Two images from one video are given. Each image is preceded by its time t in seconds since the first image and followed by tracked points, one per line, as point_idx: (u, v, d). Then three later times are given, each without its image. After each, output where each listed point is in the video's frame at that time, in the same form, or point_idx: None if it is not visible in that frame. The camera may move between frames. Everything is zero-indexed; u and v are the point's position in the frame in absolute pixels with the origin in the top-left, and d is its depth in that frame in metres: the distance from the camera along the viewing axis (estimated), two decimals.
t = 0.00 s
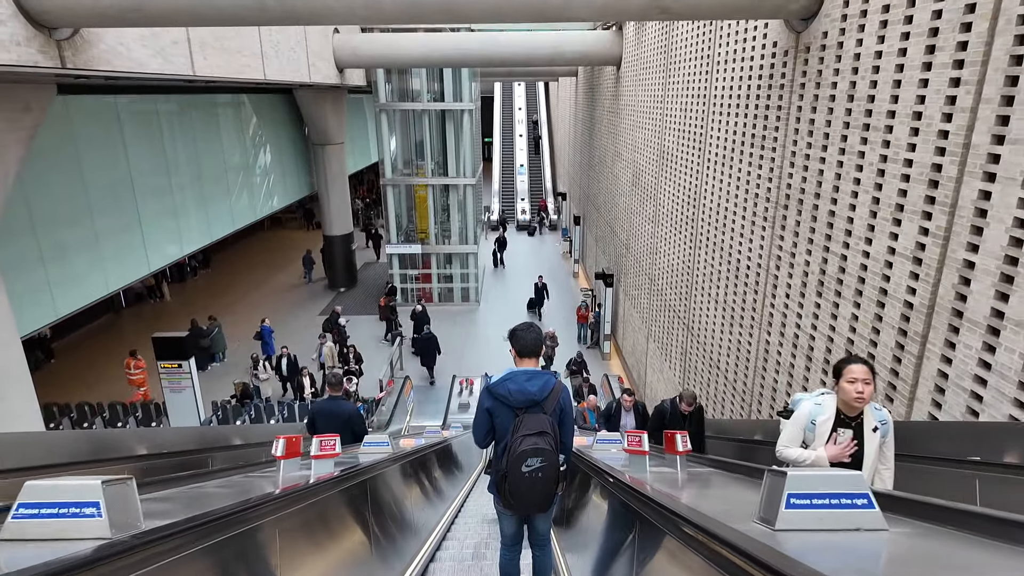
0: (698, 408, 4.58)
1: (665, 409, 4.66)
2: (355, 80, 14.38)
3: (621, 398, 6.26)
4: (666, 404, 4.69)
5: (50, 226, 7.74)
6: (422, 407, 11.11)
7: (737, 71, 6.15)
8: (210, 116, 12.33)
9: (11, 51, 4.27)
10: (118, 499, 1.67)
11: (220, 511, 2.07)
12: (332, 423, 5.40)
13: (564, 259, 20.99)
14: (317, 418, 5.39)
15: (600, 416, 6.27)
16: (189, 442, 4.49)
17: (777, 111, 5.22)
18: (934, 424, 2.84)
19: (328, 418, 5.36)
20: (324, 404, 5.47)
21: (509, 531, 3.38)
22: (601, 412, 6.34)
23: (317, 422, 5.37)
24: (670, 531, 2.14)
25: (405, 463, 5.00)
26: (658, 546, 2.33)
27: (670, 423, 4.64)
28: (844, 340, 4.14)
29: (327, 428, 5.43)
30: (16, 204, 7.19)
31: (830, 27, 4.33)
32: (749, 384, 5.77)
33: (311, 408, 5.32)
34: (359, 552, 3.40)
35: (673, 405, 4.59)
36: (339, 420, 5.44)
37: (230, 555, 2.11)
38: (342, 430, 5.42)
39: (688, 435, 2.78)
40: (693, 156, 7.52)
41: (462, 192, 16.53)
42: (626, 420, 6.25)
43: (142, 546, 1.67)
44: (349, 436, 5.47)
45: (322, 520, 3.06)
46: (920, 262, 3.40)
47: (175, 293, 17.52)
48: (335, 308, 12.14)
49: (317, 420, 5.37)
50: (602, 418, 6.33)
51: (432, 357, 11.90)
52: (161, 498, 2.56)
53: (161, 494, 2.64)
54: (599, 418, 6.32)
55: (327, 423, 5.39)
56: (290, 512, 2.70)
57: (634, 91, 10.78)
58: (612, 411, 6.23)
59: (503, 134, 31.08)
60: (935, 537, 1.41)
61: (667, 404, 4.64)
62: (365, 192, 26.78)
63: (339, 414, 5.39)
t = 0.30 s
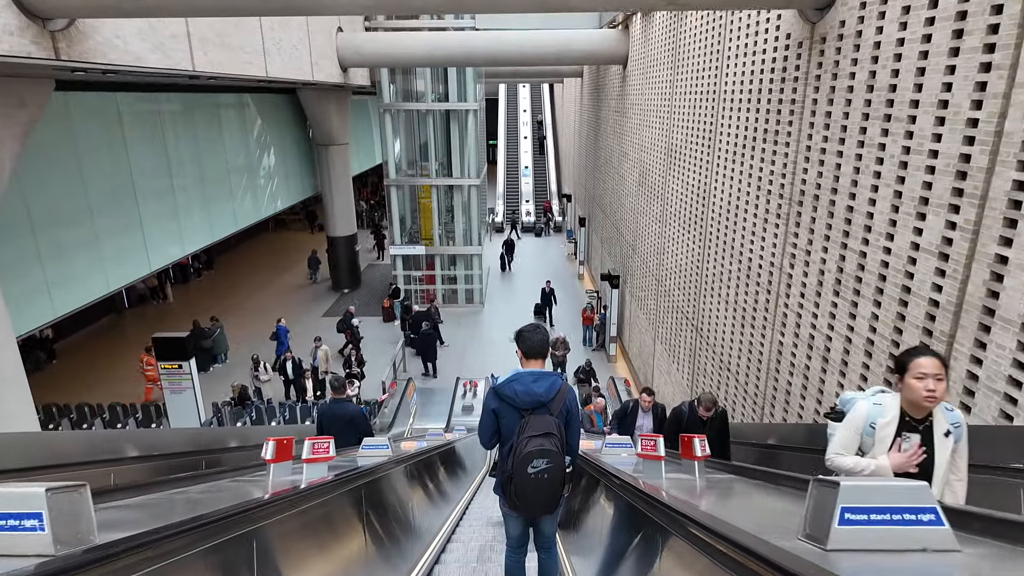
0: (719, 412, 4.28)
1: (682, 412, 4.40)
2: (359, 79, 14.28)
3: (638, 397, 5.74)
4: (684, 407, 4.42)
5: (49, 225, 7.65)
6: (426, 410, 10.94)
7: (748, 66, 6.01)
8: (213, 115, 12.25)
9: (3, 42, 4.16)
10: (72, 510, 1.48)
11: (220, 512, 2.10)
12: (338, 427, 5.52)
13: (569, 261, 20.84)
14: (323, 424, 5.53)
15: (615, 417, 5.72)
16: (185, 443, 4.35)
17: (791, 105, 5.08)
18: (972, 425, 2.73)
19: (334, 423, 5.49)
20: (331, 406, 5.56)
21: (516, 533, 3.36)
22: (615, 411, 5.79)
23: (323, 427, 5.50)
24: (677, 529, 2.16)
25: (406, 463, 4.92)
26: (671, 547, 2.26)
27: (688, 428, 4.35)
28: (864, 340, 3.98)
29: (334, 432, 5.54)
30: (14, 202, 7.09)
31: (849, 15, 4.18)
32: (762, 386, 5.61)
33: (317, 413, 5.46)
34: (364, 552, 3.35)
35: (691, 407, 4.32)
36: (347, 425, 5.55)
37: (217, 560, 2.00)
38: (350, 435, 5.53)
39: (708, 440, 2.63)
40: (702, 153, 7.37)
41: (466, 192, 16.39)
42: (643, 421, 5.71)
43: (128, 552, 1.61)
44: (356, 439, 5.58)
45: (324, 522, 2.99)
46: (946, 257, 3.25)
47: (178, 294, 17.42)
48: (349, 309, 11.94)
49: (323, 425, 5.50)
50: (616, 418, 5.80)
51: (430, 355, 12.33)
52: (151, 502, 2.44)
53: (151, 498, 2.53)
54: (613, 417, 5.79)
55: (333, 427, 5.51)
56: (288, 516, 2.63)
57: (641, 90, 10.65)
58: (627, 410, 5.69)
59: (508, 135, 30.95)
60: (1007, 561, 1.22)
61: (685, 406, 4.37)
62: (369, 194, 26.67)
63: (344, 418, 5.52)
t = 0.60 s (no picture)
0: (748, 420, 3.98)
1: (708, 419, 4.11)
2: (372, 79, 14.23)
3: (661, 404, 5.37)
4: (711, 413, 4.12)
5: (61, 224, 7.64)
6: (436, 412, 10.81)
7: (769, 60, 5.83)
8: (227, 116, 12.27)
9: (9, 33, 4.09)
10: (9, 522, 1.29)
11: (224, 516, 2.10)
12: (354, 430, 5.54)
13: (583, 263, 20.65)
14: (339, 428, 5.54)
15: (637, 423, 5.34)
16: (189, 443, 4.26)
17: (815, 99, 4.90)
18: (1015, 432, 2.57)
19: (350, 425, 5.51)
20: (345, 408, 5.59)
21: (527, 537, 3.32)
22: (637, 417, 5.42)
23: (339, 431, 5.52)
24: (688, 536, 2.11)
25: (416, 466, 4.89)
26: (689, 556, 2.16)
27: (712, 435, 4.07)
28: (896, 342, 3.79)
29: (350, 435, 5.55)
30: (26, 200, 7.09)
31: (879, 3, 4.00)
32: (784, 391, 5.41)
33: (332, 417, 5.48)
34: (369, 556, 3.34)
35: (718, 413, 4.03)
36: (362, 427, 5.56)
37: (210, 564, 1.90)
38: (366, 437, 5.54)
39: (735, 448, 2.49)
40: (721, 152, 7.18)
41: (479, 193, 16.27)
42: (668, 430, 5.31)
43: (109, 559, 1.51)
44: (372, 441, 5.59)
45: (331, 526, 2.97)
46: (987, 255, 3.06)
47: (191, 294, 17.48)
48: (371, 308, 11.77)
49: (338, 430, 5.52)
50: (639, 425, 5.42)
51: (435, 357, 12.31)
52: (150, 506, 2.35)
53: (152, 502, 2.44)
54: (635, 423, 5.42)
55: (349, 430, 5.53)
56: (294, 518, 2.62)
57: (657, 88, 10.46)
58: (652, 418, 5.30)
59: (522, 137, 30.81)
60: None
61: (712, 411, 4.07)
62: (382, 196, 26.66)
63: (359, 419, 5.54)
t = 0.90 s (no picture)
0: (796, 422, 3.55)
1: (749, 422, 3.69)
2: (397, 80, 14.24)
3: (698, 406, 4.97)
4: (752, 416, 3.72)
5: (88, 221, 7.72)
6: (455, 415, 10.70)
7: (805, 54, 5.58)
8: (254, 116, 12.38)
9: (32, 25, 4.09)
10: None
11: (241, 515, 2.03)
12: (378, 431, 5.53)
13: (606, 267, 20.41)
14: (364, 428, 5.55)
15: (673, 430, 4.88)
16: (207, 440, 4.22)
17: (855, 92, 4.66)
18: None
19: (374, 425, 5.51)
20: (368, 409, 5.57)
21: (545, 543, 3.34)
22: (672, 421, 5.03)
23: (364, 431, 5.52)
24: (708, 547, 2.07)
25: (438, 467, 4.88)
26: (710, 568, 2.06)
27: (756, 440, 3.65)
28: (944, 348, 3.54)
29: (375, 435, 5.54)
30: (54, 196, 7.18)
31: None
32: (818, 398, 5.15)
33: (356, 417, 5.48)
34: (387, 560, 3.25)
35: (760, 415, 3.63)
36: (386, 426, 5.54)
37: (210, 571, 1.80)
38: (390, 437, 5.53)
39: (774, 457, 2.31)
40: (752, 150, 6.93)
41: (502, 195, 16.15)
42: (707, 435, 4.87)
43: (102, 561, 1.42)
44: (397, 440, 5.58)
45: (348, 527, 2.88)
46: None
47: (216, 294, 17.68)
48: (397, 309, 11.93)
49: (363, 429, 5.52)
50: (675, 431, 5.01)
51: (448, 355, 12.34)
52: (158, 503, 2.28)
53: (160, 499, 2.36)
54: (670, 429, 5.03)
55: (374, 430, 5.53)
56: (309, 518, 2.53)
57: (685, 88, 10.22)
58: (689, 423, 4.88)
59: (546, 140, 30.65)
60: None
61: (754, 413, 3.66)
62: (405, 199, 26.70)
63: (383, 419, 5.51)
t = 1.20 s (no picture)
0: (851, 430, 3.09)
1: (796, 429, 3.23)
2: (418, 80, 14.19)
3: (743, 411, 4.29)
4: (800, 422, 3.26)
5: (111, 218, 7.77)
6: (473, 417, 10.56)
7: (840, 46, 5.36)
8: (277, 116, 12.44)
9: (50, 17, 4.06)
10: None
11: (242, 514, 1.95)
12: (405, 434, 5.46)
13: (628, 269, 20.13)
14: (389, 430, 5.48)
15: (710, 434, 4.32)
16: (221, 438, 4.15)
17: (895, 83, 4.44)
18: None
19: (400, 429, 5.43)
20: (399, 409, 5.56)
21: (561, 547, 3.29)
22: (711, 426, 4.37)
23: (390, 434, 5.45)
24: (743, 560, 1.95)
25: (457, 469, 4.81)
26: None
27: (803, 449, 3.20)
28: (994, 354, 3.31)
29: (399, 437, 5.48)
30: (76, 192, 7.23)
31: None
32: (851, 406, 4.91)
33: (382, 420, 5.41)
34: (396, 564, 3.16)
35: (811, 420, 3.16)
36: (412, 429, 5.46)
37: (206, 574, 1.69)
38: (413, 440, 5.41)
39: (816, 469, 2.10)
40: (782, 147, 6.69)
41: (522, 196, 16.00)
42: (751, 447, 4.20)
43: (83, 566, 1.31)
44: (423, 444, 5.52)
45: (354, 531, 2.78)
46: None
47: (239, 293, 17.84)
48: (421, 309, 12.15)
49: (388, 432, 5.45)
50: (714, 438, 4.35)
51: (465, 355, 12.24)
52: (159, 503, 2.19)
53: (163, 499, 2.27)
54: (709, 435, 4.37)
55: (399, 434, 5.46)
56: (316, 519, 2.43)
57: (712, 86, 9.99)
58: (730, 428, 4.22)
59: (568, 142, 30.41)
60: None
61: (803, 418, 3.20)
62: (426, 201, 26.70)
63: (409, 423, 5.45)
